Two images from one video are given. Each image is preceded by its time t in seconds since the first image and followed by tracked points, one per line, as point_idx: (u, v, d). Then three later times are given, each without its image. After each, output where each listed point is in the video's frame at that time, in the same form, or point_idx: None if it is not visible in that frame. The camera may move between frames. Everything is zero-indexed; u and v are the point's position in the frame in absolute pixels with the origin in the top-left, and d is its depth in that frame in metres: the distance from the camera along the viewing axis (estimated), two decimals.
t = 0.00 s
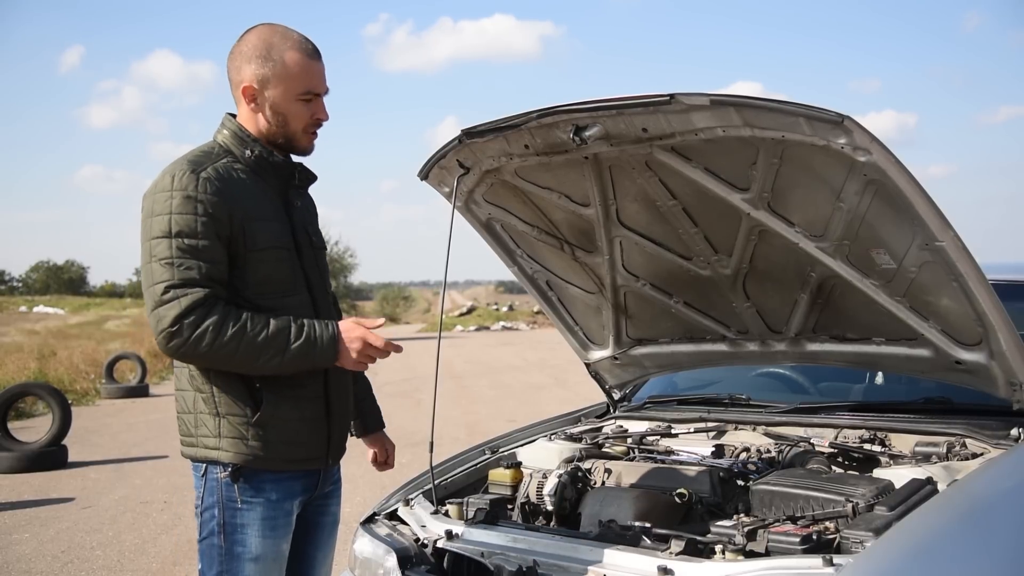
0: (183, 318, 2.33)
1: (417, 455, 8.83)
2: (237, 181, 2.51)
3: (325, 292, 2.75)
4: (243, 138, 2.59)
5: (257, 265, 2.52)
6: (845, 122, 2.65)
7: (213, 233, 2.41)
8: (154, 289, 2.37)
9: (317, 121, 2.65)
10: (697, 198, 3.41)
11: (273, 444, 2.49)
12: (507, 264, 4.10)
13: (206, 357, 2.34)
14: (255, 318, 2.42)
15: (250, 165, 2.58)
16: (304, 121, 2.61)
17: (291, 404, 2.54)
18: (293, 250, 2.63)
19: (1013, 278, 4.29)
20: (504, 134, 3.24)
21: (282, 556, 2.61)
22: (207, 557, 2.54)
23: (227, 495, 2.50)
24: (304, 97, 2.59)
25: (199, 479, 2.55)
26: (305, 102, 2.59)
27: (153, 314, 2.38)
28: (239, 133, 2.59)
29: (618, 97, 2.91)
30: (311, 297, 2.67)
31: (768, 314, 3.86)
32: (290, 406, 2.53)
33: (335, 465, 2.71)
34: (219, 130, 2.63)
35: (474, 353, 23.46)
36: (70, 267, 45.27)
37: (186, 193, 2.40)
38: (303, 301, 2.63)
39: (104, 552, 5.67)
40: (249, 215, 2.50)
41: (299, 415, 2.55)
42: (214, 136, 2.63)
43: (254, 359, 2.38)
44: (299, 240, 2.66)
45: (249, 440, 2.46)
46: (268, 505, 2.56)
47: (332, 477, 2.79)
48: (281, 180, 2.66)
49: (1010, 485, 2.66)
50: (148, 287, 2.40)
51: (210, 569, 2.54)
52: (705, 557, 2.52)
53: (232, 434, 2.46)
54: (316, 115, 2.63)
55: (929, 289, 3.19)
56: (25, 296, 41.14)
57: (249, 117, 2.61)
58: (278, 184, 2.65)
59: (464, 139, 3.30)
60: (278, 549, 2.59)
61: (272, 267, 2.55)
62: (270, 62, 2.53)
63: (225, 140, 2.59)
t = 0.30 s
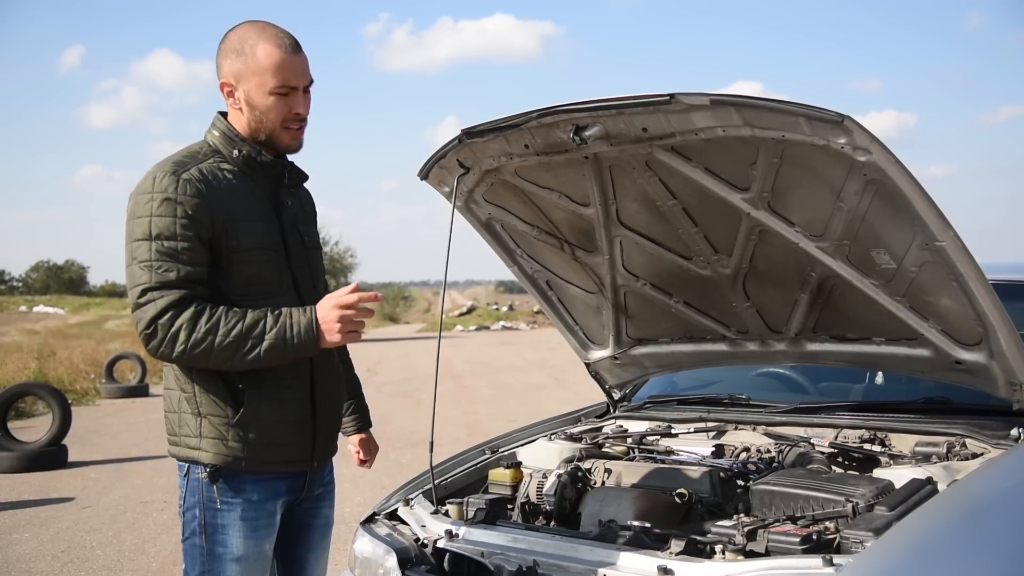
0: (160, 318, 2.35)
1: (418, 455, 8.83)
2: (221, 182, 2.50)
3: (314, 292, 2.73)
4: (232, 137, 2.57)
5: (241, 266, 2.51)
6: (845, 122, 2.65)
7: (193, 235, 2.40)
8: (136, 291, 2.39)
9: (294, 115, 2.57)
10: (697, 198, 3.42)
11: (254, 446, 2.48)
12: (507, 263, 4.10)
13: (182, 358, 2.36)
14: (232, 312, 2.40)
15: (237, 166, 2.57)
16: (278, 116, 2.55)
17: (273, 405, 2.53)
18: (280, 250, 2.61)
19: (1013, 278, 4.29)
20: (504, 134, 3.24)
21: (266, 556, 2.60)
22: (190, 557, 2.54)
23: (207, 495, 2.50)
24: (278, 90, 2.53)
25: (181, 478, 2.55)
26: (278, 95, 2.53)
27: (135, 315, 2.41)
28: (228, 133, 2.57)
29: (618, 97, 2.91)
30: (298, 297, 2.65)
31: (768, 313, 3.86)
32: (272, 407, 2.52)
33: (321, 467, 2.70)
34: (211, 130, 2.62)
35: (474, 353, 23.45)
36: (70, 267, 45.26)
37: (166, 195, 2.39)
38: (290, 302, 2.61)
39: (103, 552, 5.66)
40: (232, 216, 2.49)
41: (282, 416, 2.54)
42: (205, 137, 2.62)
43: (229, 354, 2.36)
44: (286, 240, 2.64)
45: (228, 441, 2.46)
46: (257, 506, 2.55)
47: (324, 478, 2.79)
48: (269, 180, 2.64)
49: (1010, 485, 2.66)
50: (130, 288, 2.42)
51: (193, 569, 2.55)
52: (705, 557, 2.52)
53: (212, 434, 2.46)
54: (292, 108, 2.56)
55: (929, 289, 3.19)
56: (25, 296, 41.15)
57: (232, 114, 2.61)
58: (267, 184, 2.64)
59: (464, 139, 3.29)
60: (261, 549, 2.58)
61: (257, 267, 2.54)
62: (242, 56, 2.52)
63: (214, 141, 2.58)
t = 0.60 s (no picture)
0: (133, 336, 2.23)
1: (418, 455, 8.83)
2: (211, 180, 2.37)
3: (308, 294, 2.58)
4: (223, 135, 2.45)
5: (226, 268, 2.37)
6: (845, 122, 2.65)
7: (178, 237, 2.27)
8: (119, 294, 2.24)
9: (258, 104, 2.45)
10: (698, 198, 3.41)
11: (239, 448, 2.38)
12: (507, 264, 4.10)
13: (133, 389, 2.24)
14: (193, 373, 2.25)
15: (227, 165, 2.44)
16: (241, 103, 2.44)
17: (256, 408, 2.40)
18: (269, 250, 2.47)
19: (1013, 278, 4.29)
20: (504, 134, 3.24)
21: (253, 556, 2.47)
22: (176, 558, 2.43)
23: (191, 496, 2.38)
24: (238, 78, 2.43)
25: (166, 477, 2.43)
26: (239, 83, 2.43)
27: (114, 319, 2.26)
28: (220, 131, 2.46)
29: (620, 97, 2.90)
30: (289, 299, 2.50)
31: (767, 313, 3.87)
32: (255, 410, 2.40)
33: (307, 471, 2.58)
34: (203, 128, 2.49)
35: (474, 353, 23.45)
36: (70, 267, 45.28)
37: (152, 195, 2.26)
38: (279, 305, 2.46)
39: (103, 552, 5.66)
40: (217, 215, 2.36)
41: (267, 420, 2.42)
42: (198, 134, 2.49)
43: (158, 424, 2.22)
44: (276, 240, 2.50)
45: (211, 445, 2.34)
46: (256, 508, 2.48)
47: (311, 481, 2.70)
48: (261, 179, 2.51)
49: (1010, 485, 2.66)
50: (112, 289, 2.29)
51: (179, 570, 2.44)
52: (705, 557, 2.52)
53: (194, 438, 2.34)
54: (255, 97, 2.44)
55: (929, 289, 3.19)
56: (25, 296, 41.15)
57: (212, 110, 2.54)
58: (259, 184, 2.51)
59: (464, 139, 3.30)
60: (246, 551, 2.45)
61: (243, 268, 2.40)
62: (207, 47, 2.46)
63: (206, 139, 2.46)
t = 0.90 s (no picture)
0: (106, 337, 2.23)
1: (418, 454, 8.82)
2: (197, 181, 2.37)
3: (300, 295, 2.55)
4: (215, 136, 2.44)
5: (210, 270, 2.36)
6: (845, 122, 2.65)
7: (158, 238, 2.26)
8: (98, 296, 2.26)
9: (241, 101, 2.41)
10: (697, 198, 3.41)
11: (220, 450, 2.39)
12: (507, 264, 4.10)
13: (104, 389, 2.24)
14: (163, 376, 2.24)
15: (215, 167, 2.43)
16: (225, 102, 2.41)
17: (240, 411, 2.39)
18: (257, 251, 2.45)
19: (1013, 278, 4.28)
20: (504, 134, 3.24)
21: (243, 556, 2.47)
22: (166, 558, 2.42)
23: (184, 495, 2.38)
24: (222, 77, 2.40)
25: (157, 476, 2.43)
26: (223, 82, 2.40)
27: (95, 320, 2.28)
28: (212, 131, 2.44)
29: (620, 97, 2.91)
30: (279, 300, 2.48)
31: (768, 313, 3.87)
32: (237, 413, 2.39)
33: (295, 475, 2.56)
34: (197, 127, 2.48)
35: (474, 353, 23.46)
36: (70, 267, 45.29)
37: (134, 197, 2.26)
38: (267, 306, 2.44)
39: (104, 552, 5.66)
40: (199, 217, 2.35)
41: (251, 422, 2.41)
42: (191, 134, 2.49)
43: (126, 425, 2.21)
44: (266, 241, 2.48)
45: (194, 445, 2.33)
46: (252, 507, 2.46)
47: (304, 484, 2.68)
48: (253, 178, 2.50)
49: (1010, 485, 2.66)
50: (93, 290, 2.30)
51: (170, 570, 2.43)
52: (705, 557, 2.52)
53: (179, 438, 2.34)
54: (238, 95, 2.41)
55: (929, 289, 3.19)
56: (25, 296, 41.15)
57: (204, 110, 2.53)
58: (250, 183, 2.50)
59: (464, 139, 3.30)
60: (236, 551, 2.45)
61: (226, 270, 2.38)
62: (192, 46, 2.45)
63: (198, 139, 2.45)
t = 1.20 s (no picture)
0: (99, 340, 2.23)
1: (418, 455, 8.82)
2: (191, 181, 2.38)
3: (297, 294, 2.55)
4: (208, 133, 2.44)
5: (203, 271, 2.36)
6: (845, 122, 2.65)
7: (150, 240, 2.26)
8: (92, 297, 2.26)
9: (232, 100, 2.41)
10: (697, 198, 3.41)
11: (214, 452, 2.39)
12: (507, 264, 4.10)
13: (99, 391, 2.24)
14: (156, 377, 2.24)
15: (208, 166, 2.43)
16: (217, 101, 2.41)
17: (234, 412, 2.39)
18: (252, 251, 2.45)
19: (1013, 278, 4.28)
20: (504, 134, 3.24)
21: (238, 557, 2.47)
22: (161, 558, 2.42)
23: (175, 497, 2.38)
24: (213, 76, 2.40)
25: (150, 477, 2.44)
26: (214, 80, 2.40)
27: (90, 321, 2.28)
28: (206, 130, 2.44)
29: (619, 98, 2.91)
30: (275, 300, 2.48)
31: (767, 313, 3.87)
32: (231, 414, 2.39)
33: (291, 476, 2.56)
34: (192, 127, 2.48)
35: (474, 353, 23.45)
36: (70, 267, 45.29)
37: (127, 198, 2.26)
38: (262, 307, 2.44)
39: (103, 552, 5.66)
40: (191, 218, 2.34)
41: (245, 424, 2.41)
42: (186, 134, 2.49)
43: (121, 428, 2.21)
44: (261, 241, 2.48)
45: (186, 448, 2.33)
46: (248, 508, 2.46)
47: (300, 485, 2.67)
48: (247, 178, 2.50)
49: (1010, 485, 2.66)
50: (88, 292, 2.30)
51: (165, 570, 2.43)
52: (705, 557, 2.52)
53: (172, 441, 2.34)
54: (229, 93, 2.41)
55: (929, 289, 3.19)
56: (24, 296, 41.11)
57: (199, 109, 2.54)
58: (245, 183, 2.50)
59: (464, 139, 3.30)
60: (230, 552, 2.45)
61: (220, 271, 2.38)
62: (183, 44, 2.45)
63: (193, 139, 2.46)
